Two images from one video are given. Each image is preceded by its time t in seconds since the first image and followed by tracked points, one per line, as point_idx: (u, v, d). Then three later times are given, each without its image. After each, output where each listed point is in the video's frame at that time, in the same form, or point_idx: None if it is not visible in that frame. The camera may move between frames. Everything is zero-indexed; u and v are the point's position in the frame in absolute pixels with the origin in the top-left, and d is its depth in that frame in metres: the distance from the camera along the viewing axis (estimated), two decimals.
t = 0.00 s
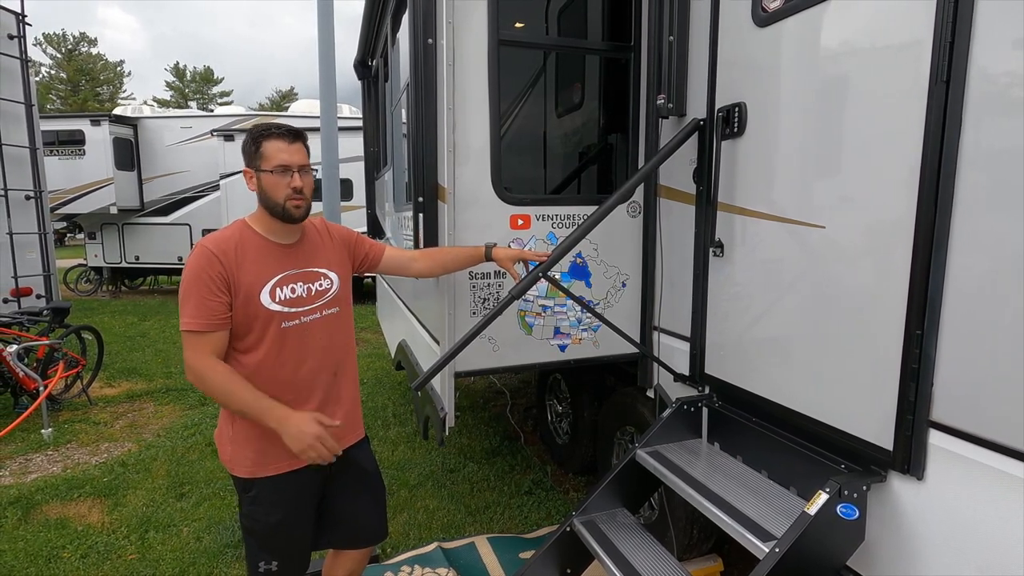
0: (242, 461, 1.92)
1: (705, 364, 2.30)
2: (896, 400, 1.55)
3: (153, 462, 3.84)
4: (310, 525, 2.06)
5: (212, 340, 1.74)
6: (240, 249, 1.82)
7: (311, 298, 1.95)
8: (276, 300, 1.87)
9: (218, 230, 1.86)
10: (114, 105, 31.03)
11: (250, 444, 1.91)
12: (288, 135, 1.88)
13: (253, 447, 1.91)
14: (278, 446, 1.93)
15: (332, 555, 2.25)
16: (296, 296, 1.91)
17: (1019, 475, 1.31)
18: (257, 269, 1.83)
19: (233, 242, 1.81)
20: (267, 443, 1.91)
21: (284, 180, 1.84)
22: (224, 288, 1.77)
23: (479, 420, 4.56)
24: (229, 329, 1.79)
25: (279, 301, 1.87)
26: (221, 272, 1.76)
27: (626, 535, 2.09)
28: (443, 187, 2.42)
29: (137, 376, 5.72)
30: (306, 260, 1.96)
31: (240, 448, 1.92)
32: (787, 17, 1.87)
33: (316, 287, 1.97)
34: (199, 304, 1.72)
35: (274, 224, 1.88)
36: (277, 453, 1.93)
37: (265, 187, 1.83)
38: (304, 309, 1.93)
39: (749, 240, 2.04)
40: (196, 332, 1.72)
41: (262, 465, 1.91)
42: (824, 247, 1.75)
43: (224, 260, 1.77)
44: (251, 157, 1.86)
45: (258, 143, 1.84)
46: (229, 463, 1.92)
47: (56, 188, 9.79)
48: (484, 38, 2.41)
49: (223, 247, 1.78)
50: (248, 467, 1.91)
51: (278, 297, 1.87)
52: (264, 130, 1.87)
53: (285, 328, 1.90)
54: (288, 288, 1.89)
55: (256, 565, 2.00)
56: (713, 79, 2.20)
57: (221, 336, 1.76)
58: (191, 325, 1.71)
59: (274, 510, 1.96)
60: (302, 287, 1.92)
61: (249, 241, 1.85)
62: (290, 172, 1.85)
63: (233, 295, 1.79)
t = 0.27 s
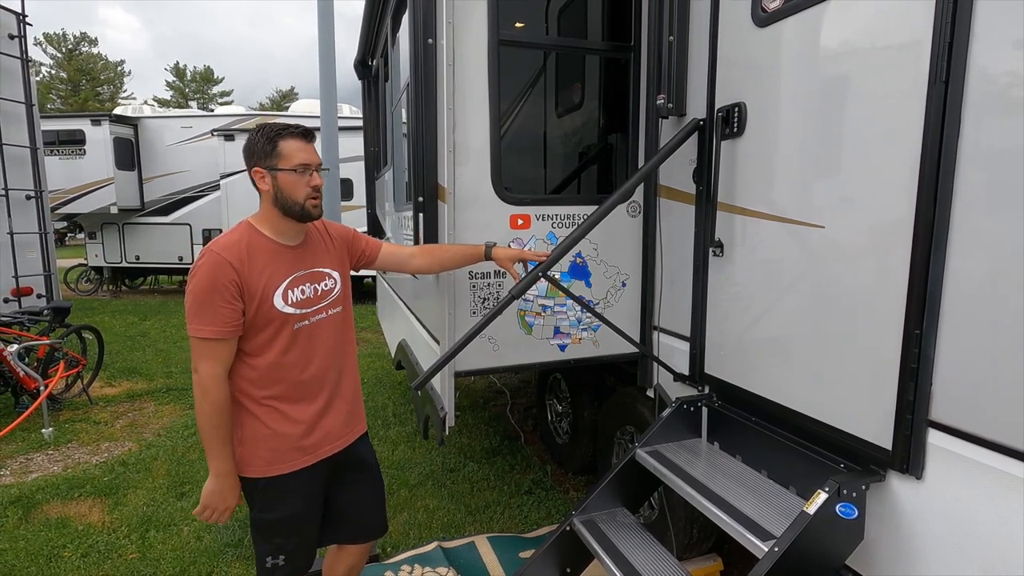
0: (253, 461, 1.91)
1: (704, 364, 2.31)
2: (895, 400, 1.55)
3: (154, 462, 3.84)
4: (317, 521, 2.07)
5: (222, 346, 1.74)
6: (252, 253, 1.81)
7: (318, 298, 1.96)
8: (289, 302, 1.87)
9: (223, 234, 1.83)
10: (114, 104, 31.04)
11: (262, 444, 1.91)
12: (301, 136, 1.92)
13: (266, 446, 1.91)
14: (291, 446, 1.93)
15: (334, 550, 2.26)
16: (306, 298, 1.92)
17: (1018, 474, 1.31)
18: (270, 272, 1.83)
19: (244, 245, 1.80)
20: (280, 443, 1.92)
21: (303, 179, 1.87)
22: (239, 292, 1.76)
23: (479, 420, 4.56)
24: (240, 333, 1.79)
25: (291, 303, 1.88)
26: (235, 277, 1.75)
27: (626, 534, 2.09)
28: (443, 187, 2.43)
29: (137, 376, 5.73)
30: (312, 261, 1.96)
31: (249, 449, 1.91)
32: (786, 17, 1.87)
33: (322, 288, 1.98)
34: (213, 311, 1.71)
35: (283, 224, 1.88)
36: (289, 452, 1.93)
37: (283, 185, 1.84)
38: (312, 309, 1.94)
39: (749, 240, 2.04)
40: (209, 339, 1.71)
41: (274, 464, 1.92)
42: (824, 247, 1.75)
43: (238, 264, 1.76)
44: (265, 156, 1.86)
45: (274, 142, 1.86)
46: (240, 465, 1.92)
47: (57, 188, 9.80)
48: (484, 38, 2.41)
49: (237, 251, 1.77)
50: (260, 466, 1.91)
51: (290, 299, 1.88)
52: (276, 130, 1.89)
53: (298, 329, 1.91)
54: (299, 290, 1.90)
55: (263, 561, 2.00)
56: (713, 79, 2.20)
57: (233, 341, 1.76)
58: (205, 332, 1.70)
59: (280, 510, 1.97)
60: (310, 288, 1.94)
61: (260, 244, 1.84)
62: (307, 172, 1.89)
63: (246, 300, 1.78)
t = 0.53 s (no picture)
0: (256, 461, 1.92)
1: (705, 363, 2.31)
2: (895, 399, 1.55)
3: (154, 461, 3.85)
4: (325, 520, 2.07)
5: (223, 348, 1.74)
6: (255, 254, 1.81)
7: (319, 298, 1.96)
8: (291, 303, 1.88)
9: (224, 235, 1.83)
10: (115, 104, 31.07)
11: (265, 444, 1.91)
12: (312, 139, 1.93)
13: (270, 446, 1.91)
14: (295, 446, 1.93)
15: (335, 549, 2.27)
16: (308, 298, 1.92)
17: (1018, 474, 1.31)
18: (272, 272, 1.83)
19: (246, 246, 1.80)
20: (284, 443, 1.92)
21: (313, 181, 1.87)
22: (241, 294, 1.76)
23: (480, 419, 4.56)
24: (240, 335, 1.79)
25: (294, 304, 1.88)
26: (237, 278, 1.75)
27: (627, 533, 2.09)
28: (444, 186, 2.43)
29: (138, 375, 5.73)
30: (313, 260, 1.96)
31: (253, 449, 1.92)
32: (787, 17, 1.87)
33: (324, 287, 1.98)
34: (214, 313, 1.71)
35: (286, 224, 1.88)
36: (292, 452, 1.93)
37: (293, 186, 1.85)
38: (315, 309, 1.95)
39: (749, 239, 2.04)
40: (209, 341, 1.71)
41: (277, 464, 1.92)
42: (824, 247, 1.75)
43: (240, 265, 1.76)
44: (274, 156, 1.86)
45: (285, 143, 1.86)
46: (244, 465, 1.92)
47: (57, 188, 9.81)
48: (485, 37, 2.41)
49: (239, 252, 1.77)
50: (264, 465, 1.92)
51: (292, 300, 1.88)
52: (288, 131, 1.88)
53: (300, 329, 1.91)
54: (301, 290, 1.90)
55: (274, 558, 2.02)
56: (713, 78, 2.20)
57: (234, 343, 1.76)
58: (207, 334, 1.70)
59: (282, 508, 1.97)
60: (312, 288, 1.93)
61: (261, 244, 1.84)
62: (317, 174, 1.89)
63: (249, 301, 1.78)
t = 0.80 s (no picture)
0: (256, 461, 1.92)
1: (706, 363, 2.30)
2: (897, 399, 1.55)
3: (155, 460, 3.85)
4: (324, 519, 2.07)
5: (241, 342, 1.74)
6: (253, 253, 1.81)
7: (319, 297, 1.96)
8: (290, 302, 1.88)
9: (222, 234, 1.83)
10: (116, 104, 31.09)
11: (265, 444, 1.91)
12: (315, 141, 1.93)
13: (270, 446, 1.91)
14: (294, 445, 1.93)
15: (334, 550, 2.26)
16: (307, 296, 1.92)
17: (1020, 473, 1.31)
18: (271, 271, 1.83)
19: (245, 246, 1.80)
20: (284, 442, 1.92)
21: (314, 184, 1.88)
22: (242, 293, 1.76)
23: (480, 419, 4.56)
24: (252, 332, 1.78)
25: (292, 302, 1.88)
26: (237, 277, 1.75)
27: (628, 533, 2.09)
28: (444, 185, 2.43)
29: (139, 374, 5.74)
30: (312, 259, 1.96)
31: (254, 449, 1.92)
32: (788, 16, 1.87)
33: (323, 285, 1.98)
34: (220, 312, 1.70)
35: (285, 224, 1.89)
36: (291, 451, 1.93)
37: (295, 189, 1.85)
38: (314, 308, 1.95)
39: (750, 239, 2.04)
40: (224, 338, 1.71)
41: (276, 463, 1.92)
42: (825, 246, 1.75)
43: (239, 264, 1.76)
44: (277, 158, 1.85)
45: (288, 146, 1.85)
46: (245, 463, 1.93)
47: (58, 187, 9.82)
48: (486, 36, 2.41)
49: (236, 251, 1.77)
50: (264, 466, 1.92)
51: (291, 298, 1.88)
52: (292, 133, 1.88)
53: (299, 327, 1.91)
54: (299, 288, 1.90)
55: (274, 557, 2.00)
56: (714, 77, 2.19)
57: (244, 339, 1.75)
58: (215, 332, 1.70)
59: (285, 507, 1.97)
60: (311, 286, 1.93)
61: (259, 243, 1.84)
62: (319, 177, 1.90)
63: (249, 300, 1.78)
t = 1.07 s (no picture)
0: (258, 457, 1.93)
1: (708, 363, 2.30)
2: (900, 399, 1.55)
3: (157, 459, 3.86)
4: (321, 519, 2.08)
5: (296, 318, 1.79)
6: (262, 249, 1.85)
7: (323, 293, 2.01)
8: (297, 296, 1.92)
9: (226, 235, 1.87)
10: (118, 104, 31.14)
11: (264, 440, 1.93)
12: (316, 147, 1.92)
13: (269, 442, 1.93)
14: (295, 440, 1.96)
15: (333, 552, 2.26)
16: (310, 291, 1.96)
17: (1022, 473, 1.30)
18: (281, 265, 1.87)
19: (255, 243, 1.85)
20: (286, 437, 1.94)
21: (312, 190, 1.88)
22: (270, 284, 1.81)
23: (482, 418, 4.56)
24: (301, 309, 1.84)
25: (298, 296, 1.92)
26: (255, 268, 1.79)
27: (629, 532, 2.09)
28: (446, 185, 2.43)
29: (141, 374, 5.74)
30: (314, 256, 2.00)
31: (253, 445, 1.94)
32: (790, 15, 1.86)
33: (326, 282, 2.02)
34: (257, 299, 1.77)
35: (285, 225, 1.91)
36: (294, 447, 1.95)
37: (294, 194, 1.85)
38: (317, 303, 1.99)
39: (752, 239, 2.04)
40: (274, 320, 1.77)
41: (278, 460, 1.94)
42: (827, 246, 1.75)
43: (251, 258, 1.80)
44: (277, 162, 1.85)
45: (289, 151, 1.85)
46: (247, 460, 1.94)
47: (61, 187, 9.83)
48: (487, 36, 2.41)
49: (246, 247, 1.82)
50: (262, 462, 1.93)
51: (297, 292, 1.92)
52: (292, 138, 1.87)
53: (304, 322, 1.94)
54: (304, 284, 1.94)
55: (269, 557, 2.03)
56: (716, 76, 2.19)
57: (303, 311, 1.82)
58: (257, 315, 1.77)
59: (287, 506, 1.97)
60: (314, 282, 1.97)
61: (265, 241, 1.88)
62: (318, 182, 1.90)
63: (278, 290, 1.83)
